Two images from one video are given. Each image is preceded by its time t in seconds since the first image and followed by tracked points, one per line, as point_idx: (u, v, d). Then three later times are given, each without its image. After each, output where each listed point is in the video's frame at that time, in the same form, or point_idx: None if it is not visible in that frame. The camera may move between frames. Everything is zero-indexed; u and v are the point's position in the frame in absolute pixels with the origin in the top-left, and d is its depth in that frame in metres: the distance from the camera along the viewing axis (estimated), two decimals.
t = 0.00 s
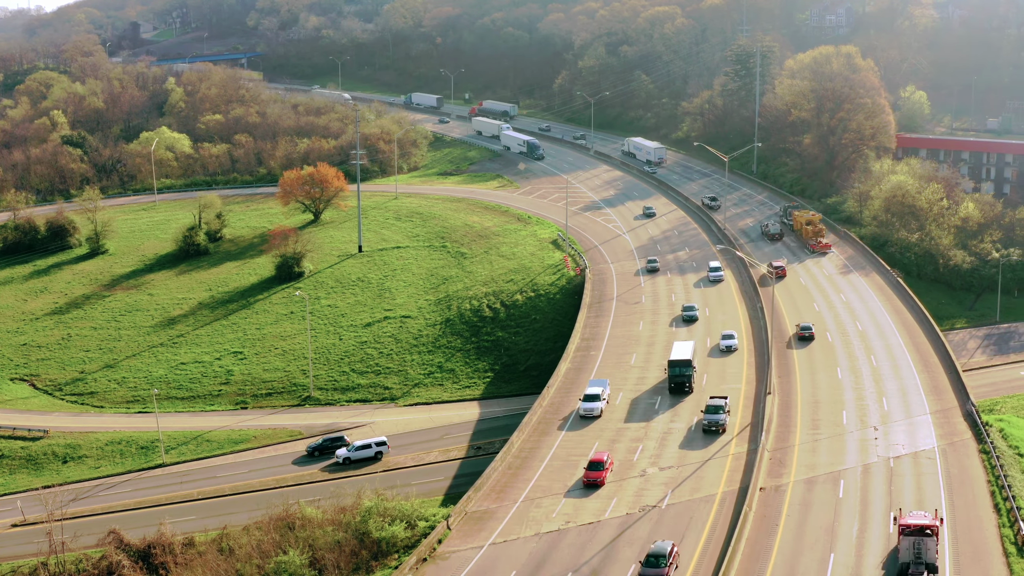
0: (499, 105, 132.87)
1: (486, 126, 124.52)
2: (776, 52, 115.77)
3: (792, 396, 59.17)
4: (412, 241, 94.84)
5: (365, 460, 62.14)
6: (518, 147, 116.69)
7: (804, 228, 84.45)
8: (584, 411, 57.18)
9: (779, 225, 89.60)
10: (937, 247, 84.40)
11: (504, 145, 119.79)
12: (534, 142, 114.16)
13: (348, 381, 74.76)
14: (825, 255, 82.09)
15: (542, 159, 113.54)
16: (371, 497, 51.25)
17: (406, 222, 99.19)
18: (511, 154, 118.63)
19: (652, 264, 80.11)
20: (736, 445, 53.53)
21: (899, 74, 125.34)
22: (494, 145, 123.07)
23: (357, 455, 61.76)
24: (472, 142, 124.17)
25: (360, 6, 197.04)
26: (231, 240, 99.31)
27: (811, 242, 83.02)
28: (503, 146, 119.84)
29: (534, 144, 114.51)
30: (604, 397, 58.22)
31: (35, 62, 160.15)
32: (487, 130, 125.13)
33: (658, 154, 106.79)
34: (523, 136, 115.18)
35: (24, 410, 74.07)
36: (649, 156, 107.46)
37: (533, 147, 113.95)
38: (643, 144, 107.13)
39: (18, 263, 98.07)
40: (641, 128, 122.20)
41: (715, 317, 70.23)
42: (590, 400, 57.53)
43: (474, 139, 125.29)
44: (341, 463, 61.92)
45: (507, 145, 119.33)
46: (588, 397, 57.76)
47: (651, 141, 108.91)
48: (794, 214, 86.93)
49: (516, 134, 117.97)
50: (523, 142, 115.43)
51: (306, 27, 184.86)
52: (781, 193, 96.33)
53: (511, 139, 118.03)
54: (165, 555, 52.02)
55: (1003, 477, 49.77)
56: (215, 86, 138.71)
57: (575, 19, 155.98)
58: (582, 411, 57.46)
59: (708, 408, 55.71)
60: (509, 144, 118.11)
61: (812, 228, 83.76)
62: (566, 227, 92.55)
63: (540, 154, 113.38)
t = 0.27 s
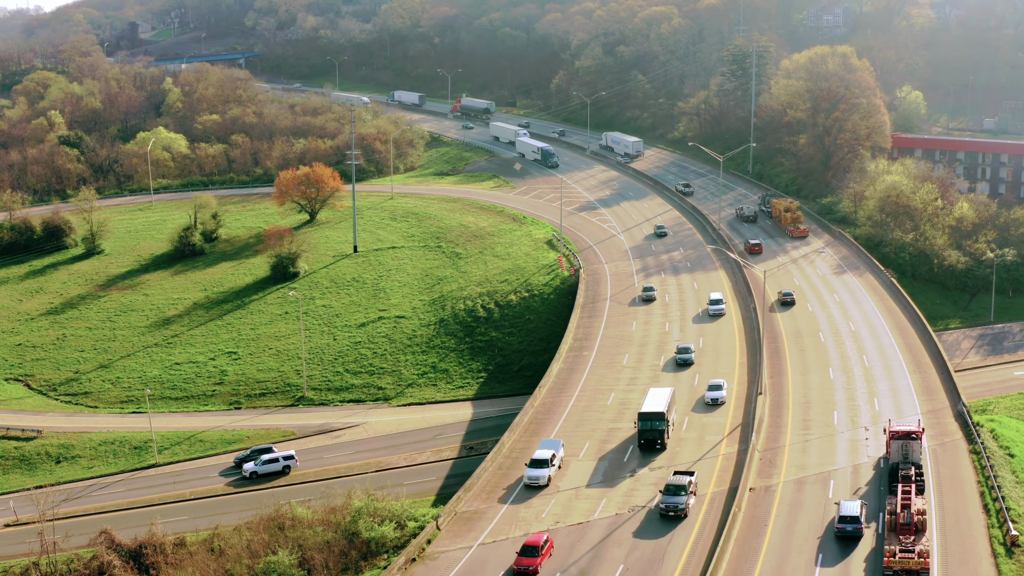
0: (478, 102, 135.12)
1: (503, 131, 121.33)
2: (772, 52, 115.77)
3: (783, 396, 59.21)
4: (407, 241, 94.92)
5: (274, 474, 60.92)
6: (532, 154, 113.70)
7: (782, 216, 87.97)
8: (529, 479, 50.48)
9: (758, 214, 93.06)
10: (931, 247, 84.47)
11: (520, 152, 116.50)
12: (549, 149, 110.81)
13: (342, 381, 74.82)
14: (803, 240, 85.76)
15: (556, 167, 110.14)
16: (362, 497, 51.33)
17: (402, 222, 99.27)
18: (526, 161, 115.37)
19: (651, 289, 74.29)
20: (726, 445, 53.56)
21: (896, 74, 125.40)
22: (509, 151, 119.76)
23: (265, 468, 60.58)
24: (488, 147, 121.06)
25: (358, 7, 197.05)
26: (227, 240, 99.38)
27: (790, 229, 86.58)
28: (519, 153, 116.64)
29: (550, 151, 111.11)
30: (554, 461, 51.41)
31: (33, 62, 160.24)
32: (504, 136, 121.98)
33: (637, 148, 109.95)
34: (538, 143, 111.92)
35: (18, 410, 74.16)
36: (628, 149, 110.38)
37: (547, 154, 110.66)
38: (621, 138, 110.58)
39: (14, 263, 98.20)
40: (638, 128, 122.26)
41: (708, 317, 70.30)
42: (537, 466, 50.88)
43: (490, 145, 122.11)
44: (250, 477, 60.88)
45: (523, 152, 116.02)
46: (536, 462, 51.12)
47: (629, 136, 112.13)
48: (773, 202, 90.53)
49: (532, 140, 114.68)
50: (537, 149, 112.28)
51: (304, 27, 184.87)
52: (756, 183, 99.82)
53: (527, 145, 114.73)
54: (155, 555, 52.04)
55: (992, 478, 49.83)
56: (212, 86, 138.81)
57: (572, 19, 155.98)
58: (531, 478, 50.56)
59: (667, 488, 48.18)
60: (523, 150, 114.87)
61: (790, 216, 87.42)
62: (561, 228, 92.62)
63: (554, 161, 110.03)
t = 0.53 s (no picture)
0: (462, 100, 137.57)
1: (518, 137, 118.30)
2: (769, 52, 115.88)
3: (776, 396, 59.23)
4: (403, 241, 94.97)
5: (196, 485, 60.45)
6: (544, 160, 110.49)
7: (764, 204, 91.04)
8: (457, 556, 43.75)
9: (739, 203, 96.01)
10: (926, 246, 84.56)
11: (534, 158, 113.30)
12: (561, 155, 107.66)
13: (336, 381, 74.86)
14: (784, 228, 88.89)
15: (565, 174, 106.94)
16: (353, 497, 51.33)
17: (398, 222, 99.33)
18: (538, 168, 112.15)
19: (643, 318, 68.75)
20: (718, 445, 53.58)
21: (892, 73, 125.55)
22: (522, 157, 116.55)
23: (187, 479, 60.09)
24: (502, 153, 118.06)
25: (356, 6, 197.26)
26: (223, 240, 99.43)
27: (772, 217, 89.66)
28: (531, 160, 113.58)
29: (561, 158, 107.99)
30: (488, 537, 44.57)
31: (31, 63, 160.28)
32: (519, 141, 118.90)
33: (618, 143, 112.83)
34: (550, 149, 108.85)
35: (12, 409, 74.22)
36: (609, 143, 113.18)
37: (558, 160, 107.46)
38: (602, 133, 113.32)
39: (11, 263, 98.25)
40: (635, 128, 122.35)
41: (702, 318, 70.30)
42: (468, 541, 44.11)
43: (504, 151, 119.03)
44: (171, 489, 60.43)
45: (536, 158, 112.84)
46: (466, 535, 44.38)
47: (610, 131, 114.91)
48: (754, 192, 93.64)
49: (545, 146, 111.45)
50: (548, 155, 109.22)
51: (302, 27, 184.98)
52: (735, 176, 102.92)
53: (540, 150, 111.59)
54: (147, 555, 52.06)
55: (984, 478, 49.81)
56: (210, 86, 138.89)
57: (570, 18, 156.15)
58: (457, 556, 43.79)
59: None
60: (535, 157, 111.77)
61: (771, 203, 90.65)
62: (557, 227, 92.63)
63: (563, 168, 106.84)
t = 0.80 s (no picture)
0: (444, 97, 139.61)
1: (533, 144, 114.76)
2: (765, 52, 115.93)
3: (768, 396, 59.25)
4: (398, 241, 94.99)
5: (109, 497, 60.14)
6: (556, 169, 106.79)
7: (743, 193, 94.21)
8: None
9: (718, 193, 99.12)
10: (921, 247, 84.58)
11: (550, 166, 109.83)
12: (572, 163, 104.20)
13: (330, 381, 74.91)
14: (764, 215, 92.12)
15: (575, 184, 103.41)
16: (344, 497, 51.35)
17: (393, 222, 99.36)
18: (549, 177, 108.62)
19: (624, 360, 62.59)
20: (709, 445, 53.57)
21: (889, 72, 125.62)
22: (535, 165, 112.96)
23: (100, 492, 59.80)
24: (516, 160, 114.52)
25: (354, 7, 197.43)
26: (219, 240, 99.50)
27: (751, 206, 92.85)
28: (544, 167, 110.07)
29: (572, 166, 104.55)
30: None
31: (28, 62, 160.43)
32: (535, 148, 115.25)
33: (597, 137, 115.15)
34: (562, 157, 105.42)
35: (6, 409, 74.25)
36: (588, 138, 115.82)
37: (569, 169, 103.91)
38: (582, 127, 115.56)
39: (6, 263, 98.29)
40: (631, 128, 122.37)
41: (696, 318, 70.30)
42: None
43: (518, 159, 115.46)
44: (84, 501, 60.04)
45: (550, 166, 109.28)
46: None
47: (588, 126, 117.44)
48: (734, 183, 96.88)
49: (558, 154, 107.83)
50: (559, 163, 105.66)
51: (300, 27, 185.04)
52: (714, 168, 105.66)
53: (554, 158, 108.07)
54: (139, 555, 52.10)
55: (974, 478, 49.80)
56: (207, 86, 138.94)
57: (567, 18, 156.19)
58: None
59: None
60: (547, 164, 108.28)
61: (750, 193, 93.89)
62: (552, 227, 92.65)
63: (573, 177, 103.30)
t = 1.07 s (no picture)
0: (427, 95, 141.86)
1: (546, 150, 111.84)
2: (762, 51, 115.94)
3: (762, 396, 59.24)
4: (394, 241, 95.00)
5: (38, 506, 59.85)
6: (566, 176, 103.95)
7: (725, 184, 96.87)
8: None
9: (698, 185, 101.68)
10: (917, 246, 84.56)
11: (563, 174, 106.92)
12: (582, 171, 101.22)
13: (325, 380, 74.94)
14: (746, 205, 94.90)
15: (583, 193, 100.36)
16: (336, 497, 51.37)
17: (390, 222, 99.40)
18: (559, 185, 105.59)
19: (597, 406, 56.79)
20: (701, 445, 53.55)
21: (886, 72, 125.68)
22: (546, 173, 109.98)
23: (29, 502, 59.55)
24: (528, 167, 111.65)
25: (353, 7, 197.58)
26: (215, 240, 99.56)
27: (733, 196, 95.55)
28: (555, 175, 107.12)
29: (582, 175, 101.55)
30: None
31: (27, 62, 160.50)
32: (547, 155, 112.46)
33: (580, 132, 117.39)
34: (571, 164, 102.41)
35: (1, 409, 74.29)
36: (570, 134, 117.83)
37: (578, 178, 100.80)
38: (564, 123, 117.75)
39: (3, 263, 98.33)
40: (629, 128, 122.41)
41: (690, 317, 70.29)
42: None
43: (530, 167, 112.47)
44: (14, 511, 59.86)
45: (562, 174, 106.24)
46: None
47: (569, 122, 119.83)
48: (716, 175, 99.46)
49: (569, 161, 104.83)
50: (569, 171, 102.68)
51: (299, 27, 185.10)
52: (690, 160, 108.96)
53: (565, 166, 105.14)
54: (131, 554, 52.11)
55: (966, 478, 49.74)
56: (205, 86, 138.99)
57: (565, 18, 156.23)
58: None
59: None
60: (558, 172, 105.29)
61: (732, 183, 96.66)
62: (548, 227, 92.66)
63: (582, 186, 100.26)
